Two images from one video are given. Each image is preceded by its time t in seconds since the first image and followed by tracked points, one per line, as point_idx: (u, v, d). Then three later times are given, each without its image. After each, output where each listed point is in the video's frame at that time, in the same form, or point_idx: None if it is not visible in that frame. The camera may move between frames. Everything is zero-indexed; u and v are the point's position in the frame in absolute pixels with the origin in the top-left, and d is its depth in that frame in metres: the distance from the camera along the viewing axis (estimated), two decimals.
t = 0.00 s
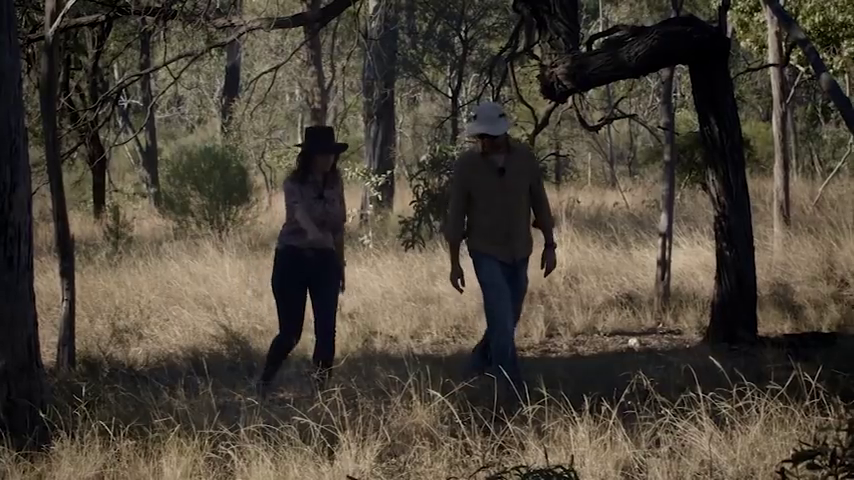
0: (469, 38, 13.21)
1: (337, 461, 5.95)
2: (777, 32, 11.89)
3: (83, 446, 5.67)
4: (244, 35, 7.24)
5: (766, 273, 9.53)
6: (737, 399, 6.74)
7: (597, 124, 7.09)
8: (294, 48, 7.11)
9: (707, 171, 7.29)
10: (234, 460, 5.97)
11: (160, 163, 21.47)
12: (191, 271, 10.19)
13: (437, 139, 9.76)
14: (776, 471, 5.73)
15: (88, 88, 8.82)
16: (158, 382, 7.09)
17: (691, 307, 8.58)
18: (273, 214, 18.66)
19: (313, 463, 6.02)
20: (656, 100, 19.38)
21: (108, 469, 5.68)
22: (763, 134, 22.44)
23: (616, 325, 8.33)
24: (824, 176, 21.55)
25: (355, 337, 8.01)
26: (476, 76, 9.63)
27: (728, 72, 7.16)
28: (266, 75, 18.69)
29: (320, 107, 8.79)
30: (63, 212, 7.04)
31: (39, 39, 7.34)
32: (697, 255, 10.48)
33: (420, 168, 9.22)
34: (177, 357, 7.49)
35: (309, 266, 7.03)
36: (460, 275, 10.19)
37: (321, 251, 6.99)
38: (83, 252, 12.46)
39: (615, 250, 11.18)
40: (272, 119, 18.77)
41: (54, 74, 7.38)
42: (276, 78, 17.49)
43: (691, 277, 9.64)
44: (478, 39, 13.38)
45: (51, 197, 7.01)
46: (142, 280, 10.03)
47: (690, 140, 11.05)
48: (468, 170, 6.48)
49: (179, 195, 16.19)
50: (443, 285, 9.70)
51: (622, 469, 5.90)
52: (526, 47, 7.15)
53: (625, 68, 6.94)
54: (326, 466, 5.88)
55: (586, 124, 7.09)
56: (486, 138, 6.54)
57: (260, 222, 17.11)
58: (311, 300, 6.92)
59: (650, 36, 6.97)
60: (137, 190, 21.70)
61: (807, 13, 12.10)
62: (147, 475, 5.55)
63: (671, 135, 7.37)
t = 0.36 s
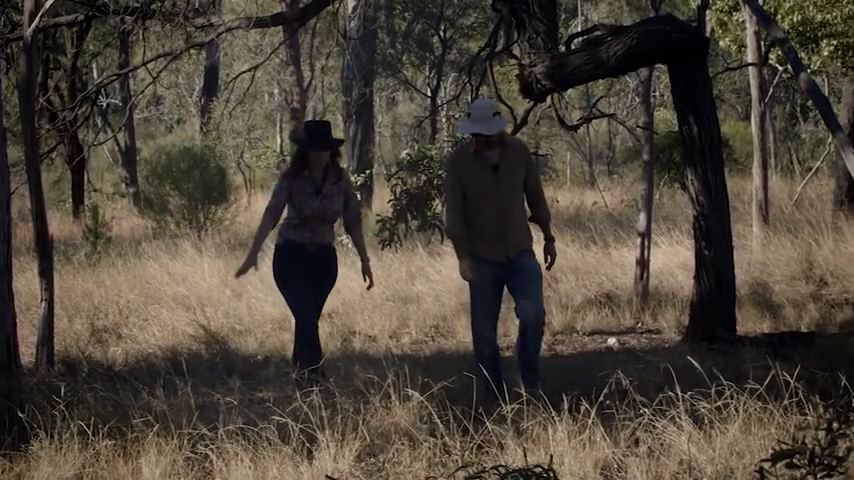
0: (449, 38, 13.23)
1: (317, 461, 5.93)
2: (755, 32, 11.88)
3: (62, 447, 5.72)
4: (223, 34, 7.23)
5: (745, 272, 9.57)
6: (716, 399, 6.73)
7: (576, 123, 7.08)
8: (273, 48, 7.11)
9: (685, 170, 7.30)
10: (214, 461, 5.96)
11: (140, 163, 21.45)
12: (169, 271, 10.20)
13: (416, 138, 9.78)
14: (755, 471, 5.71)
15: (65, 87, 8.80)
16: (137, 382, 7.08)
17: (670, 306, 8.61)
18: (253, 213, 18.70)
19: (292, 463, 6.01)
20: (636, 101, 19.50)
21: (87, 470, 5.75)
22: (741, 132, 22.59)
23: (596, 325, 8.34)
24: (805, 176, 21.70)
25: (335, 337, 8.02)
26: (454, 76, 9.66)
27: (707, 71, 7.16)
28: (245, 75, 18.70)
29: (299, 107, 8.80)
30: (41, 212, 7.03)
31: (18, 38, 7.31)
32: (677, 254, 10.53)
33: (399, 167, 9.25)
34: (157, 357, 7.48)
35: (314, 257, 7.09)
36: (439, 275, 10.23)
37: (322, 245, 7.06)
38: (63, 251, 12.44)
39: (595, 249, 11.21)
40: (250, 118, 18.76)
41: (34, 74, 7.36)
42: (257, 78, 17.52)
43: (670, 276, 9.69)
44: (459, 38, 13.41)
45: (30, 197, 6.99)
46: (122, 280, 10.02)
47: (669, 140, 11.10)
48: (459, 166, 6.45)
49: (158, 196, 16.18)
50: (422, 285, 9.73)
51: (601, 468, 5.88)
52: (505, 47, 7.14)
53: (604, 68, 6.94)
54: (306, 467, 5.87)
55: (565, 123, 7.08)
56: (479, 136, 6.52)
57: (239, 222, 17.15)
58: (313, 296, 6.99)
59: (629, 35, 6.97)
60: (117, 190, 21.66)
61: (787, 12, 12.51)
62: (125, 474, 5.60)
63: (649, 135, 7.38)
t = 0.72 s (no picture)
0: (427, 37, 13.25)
1: (295, 460, 5.91)
2: (733, 31, 11.78)
3: (39, 447, 5.84)
4: (202, 33, 7.21)
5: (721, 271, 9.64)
6: (696, 397, 6.70)
7: (554, 122, 7.07)
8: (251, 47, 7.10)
9: (664, 169, 7.32)
10: (193, 460, 5.94)
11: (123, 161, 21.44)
12: (148, 271, 10.22)
13: (394, 138, 9.81)
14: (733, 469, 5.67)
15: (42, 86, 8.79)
16: (116, 381, 7.07)
17: (648, 305, 8.65)
18: (232, 213, 18.75)
19: (270, 461, 5.99)
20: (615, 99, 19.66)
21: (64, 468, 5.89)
22: (721, 131, 22.76)
23: (574, 323, 8.37)
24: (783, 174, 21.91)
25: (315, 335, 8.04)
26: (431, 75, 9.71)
27: (685, 70, 7.17)
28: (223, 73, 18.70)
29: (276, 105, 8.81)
30: (20, 211, 7.01)
31: None
32: (656, 252, 10.60)
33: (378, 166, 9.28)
34: (135, 356, 7.48)
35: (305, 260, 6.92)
36: (418, 273, 10.28)
37: (313, 248, 6.87)
38: (41, 250, 12.43)
39: (574, 247, 11.27)
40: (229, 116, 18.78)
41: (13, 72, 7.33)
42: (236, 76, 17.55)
43: (649, 275, 9.76)
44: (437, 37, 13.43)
45: (8, 197, 6.97)
46: (101, 278, 10.02)
47: (648, 139, 11.17)
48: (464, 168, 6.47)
49: (137, 194, 16.17)
50: (401, 284, 9.78)
51: (579, 467, 5.84)
52: (483, 45, 7.13)
53: (582, 66, 6.96)
54: (284, 465, 5.84)
55: (543, 122, 7.08)
56: (490, 142, 6.51)
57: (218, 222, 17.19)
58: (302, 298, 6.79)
59: (608, 34, 6.97)
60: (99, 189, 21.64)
61: (766, 11, 12.75)
62: (103, 473, 5.69)
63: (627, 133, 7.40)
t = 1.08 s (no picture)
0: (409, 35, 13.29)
1: (276, 458, 5.89)
2: (715, 29, 12.09)
3: (20, 446, 5.84)
4: (183, 31, 7.21)
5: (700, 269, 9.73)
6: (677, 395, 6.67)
7: (536, 119, 7.07)
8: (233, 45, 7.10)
9: (644, 166, 7.36)
10: (173, 458, 5.92)
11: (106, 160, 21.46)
12: (129, 270, 10.26)
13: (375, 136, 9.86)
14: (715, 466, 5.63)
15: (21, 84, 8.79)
16: (97, 379, 7.07)
17: (629, 303, 8.70)
18: (212, 212, 18.79)
19: (251, 458, 5.97)
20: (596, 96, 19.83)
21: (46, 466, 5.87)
22: (703, 130, 22.92)
23: (555, 321, 8.41)
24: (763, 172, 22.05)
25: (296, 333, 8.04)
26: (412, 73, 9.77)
27: (666, 67, 7.20)
28: (203, 72, 18.65)
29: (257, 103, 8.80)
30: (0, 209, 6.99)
31: None
32: (637, 251, 10.68)
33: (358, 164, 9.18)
34: (116, 354, 7.48)
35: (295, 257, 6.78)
36: (399, 272, 10.35)
37: (302, 244, 6.72)
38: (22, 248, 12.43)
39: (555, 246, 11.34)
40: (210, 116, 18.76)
41: None
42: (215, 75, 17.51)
43: (630, 273, 9.84)
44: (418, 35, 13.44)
45: None
46: (83, 277, 10.02)
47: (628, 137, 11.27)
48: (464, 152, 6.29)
49: (118, 192, 16.14)
50: (383, 282, 9.85)
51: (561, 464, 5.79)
52: (464, 43, 7.13)
53: (563, 65, 6.94)
54: (265, 463, 5.80)
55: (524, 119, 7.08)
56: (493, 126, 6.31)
57: (199, 221, 17.22)
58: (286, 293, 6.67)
59: (589, 31, 6.97)
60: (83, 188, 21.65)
61: (746, 9, 12.59)
62: (85, 472, 5.65)
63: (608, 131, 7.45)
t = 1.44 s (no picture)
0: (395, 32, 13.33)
1: (261, 455, 5.84)
2: (699, 25, 12.07)
3: (3, 442, 5.82)
4: (168, 28, 7.20)
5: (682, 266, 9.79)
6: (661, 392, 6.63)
7: (520, 116, 7.06)
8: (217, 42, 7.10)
9: (629, 163, 7.40)
10: (158, 454, 5.90)
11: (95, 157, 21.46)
12: (114, 267, 10.31)
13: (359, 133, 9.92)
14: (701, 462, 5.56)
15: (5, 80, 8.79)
16: (82, 377, 7.07)
17: (613, 300, 8.74)
18: (197, 209, 18.83)
19: (236, 455, 5.93)
20: (579, 93, 20.01)
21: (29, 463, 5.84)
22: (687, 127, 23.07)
23: (539, 317, 8.43)
24: (748, 169, 22.14)
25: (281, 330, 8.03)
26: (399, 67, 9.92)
27: (650, 63, 7.22)
28: (187, 69, 18.62)
29: (242, 100, 8.78)
30: None
31: None
32: (621, 247, 10.73)
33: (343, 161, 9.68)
34: (101, 351, 7.50)
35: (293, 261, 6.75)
36: (384, 269, 10.40)
37: (302, 247, 6.70)
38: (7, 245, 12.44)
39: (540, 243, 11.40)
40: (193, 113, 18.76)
41: None
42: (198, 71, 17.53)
43: (614, 269, 9.91)
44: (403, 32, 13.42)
45: None
46: (67, 274, 10.03)
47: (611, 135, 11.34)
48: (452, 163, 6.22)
49: (102, 189, 16.13)
50: (368, 279, 9.91)
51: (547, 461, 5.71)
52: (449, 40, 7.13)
53: (547, 61, 6.94)
54: (250, 459, 5.73)
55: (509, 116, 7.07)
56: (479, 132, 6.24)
57: (183, 218, 17.25)
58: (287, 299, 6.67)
59: (573, 29, 6.99)
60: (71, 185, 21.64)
61: (731, 5, 12.63)
62: (69, 469, 5.61)
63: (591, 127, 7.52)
